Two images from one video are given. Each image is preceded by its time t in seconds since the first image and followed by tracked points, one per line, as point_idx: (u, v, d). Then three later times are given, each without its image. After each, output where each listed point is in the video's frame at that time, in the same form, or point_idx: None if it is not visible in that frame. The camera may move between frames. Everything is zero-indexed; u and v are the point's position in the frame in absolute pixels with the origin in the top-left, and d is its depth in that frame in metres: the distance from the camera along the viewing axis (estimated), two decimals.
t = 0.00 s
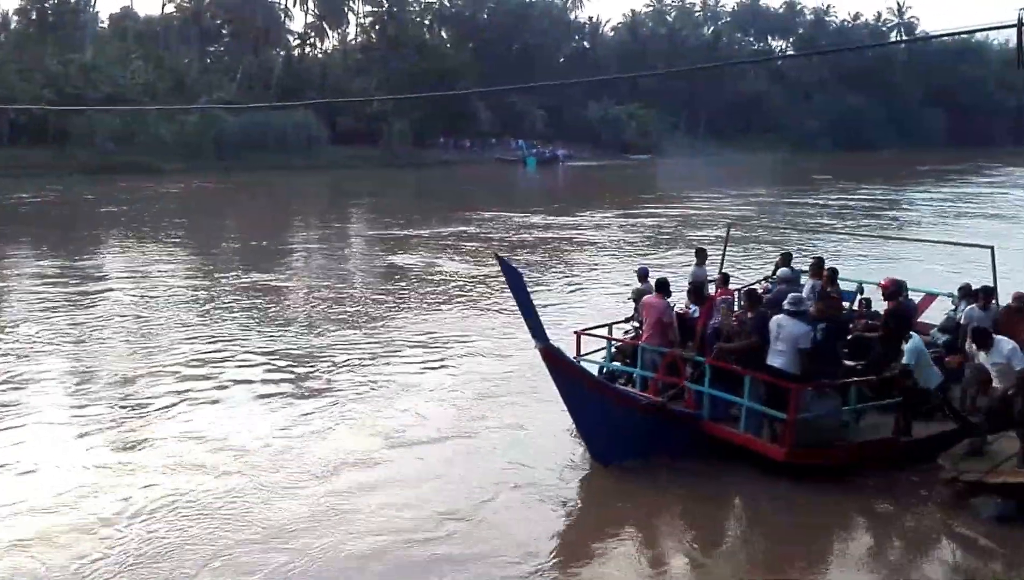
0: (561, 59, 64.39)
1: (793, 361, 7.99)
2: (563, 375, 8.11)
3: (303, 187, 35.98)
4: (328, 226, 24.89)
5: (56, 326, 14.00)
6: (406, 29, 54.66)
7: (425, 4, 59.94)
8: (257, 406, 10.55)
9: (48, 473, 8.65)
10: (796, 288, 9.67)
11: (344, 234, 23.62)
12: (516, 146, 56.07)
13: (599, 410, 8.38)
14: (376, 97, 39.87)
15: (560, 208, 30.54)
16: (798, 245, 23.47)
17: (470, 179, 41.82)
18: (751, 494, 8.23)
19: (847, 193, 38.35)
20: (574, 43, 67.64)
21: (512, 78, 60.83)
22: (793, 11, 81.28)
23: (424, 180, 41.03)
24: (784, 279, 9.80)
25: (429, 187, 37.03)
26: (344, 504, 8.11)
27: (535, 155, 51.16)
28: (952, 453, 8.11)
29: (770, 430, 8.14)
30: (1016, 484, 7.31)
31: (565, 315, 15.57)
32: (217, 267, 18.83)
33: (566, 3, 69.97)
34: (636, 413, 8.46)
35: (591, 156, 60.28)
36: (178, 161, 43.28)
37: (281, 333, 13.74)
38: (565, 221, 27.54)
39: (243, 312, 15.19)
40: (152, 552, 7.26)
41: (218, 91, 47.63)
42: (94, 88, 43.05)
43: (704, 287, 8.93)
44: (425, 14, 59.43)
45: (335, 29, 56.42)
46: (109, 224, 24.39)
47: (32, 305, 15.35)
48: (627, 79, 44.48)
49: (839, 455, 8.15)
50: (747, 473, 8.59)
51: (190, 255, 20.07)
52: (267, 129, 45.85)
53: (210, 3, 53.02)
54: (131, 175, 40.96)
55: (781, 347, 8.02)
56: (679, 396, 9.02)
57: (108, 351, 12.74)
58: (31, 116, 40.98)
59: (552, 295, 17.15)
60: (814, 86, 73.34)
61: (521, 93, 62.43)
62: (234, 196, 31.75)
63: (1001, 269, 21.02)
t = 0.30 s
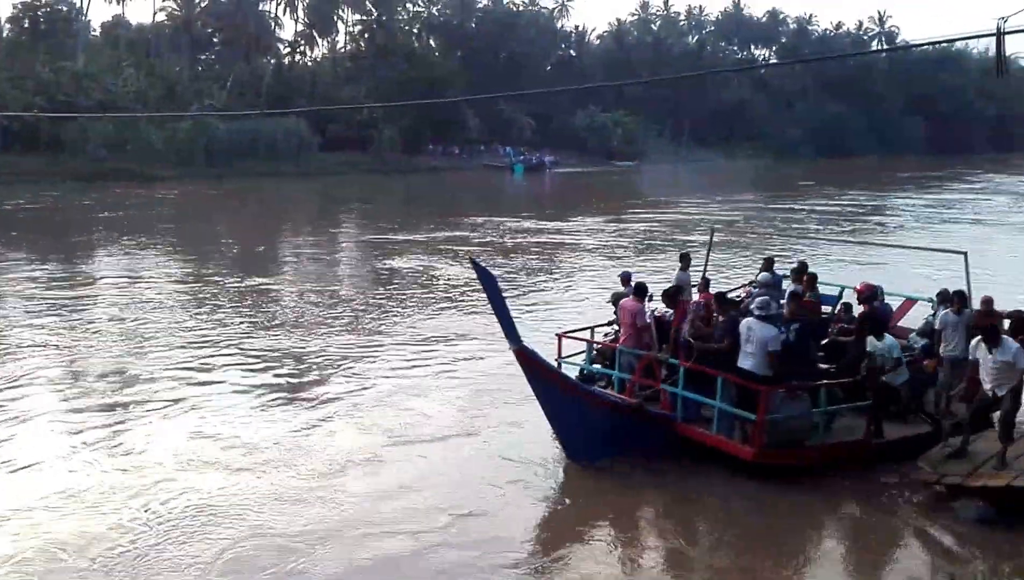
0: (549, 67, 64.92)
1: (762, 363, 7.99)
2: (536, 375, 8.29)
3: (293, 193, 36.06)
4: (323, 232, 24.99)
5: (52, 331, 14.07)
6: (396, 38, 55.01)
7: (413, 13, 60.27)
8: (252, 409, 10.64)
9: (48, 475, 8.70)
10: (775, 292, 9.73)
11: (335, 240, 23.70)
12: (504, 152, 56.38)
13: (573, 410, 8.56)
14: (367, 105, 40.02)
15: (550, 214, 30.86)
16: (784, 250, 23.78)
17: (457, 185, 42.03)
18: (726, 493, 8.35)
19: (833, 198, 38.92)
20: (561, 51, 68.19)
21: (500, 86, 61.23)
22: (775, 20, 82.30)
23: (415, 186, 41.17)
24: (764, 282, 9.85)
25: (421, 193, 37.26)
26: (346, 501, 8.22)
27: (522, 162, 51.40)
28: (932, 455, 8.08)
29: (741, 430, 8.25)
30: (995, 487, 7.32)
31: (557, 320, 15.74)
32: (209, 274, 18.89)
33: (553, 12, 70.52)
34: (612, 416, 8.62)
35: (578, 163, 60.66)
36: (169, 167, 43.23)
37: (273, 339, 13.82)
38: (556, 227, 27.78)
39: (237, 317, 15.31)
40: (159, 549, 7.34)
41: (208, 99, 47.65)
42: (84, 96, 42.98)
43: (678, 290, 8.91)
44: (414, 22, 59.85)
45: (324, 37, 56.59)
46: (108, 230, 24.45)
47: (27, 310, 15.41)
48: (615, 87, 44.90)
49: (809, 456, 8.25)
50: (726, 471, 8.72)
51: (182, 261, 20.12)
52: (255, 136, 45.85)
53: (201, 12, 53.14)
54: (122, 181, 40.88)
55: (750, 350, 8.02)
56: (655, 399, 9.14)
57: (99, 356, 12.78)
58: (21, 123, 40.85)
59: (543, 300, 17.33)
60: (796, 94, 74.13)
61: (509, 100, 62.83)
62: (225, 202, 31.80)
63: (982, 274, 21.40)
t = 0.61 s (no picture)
0: (540, 74, 65.17)
1: (737, 366, 8.13)
2: (517, 377, 8.45)
3: (285, 199, 36.11)
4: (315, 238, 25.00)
5: (49, 335, 14.16)
6: (388, 45, 55.16)
7: (406, 21, 60.42)
8: (247, 413, 10.72)
9: (48, 480, 8.76)
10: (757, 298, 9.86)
11: (326, 245, 23.72)
12: (495, 159, 56.47)
13: (554, 411, 8.71)
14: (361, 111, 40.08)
15: (541, 219, 31.00)
16: (775, 255, 24.01)
17: (448, 191, 42.22)
18: (702, 495, 8.44)
19: (822, 204, 39.25)
20: (552, 58, 68.42)
21: (491, 93, 61.42)
22: (764, 28, 82.75)
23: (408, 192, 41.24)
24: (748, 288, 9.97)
25: (413, 199, 37.38)
26: (345, 504, 8.30)
27: (513, 167, 51.46)
28: (920, 455, 8.18)
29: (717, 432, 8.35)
30: (978, 490, 7.42)
31: (550, 325, 15.87)
32: (203, 278, 18.94)
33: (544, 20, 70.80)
34: (587, 414, 8.76)
35: (569, 170, 60.84)
36: (164, 172, 43.26)
37: (266, 344, 13.87)
38: (547, 233, 27.90)
39: (234, 320, 15.45)
40: (164, 550, 7.45)
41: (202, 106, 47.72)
42: (79, 102, 43.00)
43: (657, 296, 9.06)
44: (406, 30, 60.05)
45: (317, 45, 56.66)
46: (104, 236, 24.48)
47: (24, 315, 15.49)
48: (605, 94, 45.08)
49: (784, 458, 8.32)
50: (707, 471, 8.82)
51: (176, 267, 20.14)
52: (248, 142, 45.86)
53: (194, 20, 53.19)
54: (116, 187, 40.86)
55: (726, 353, 8.17)
56: (637, 401, 9.24)
57: (94, 362, 12.81)
58: (16, 129, 40.82)
59: (536, 305, 17.47)
60: (784, 101, 74.55)
61: (501, 106, 62.99)
62: (217, 208, 31.76)
63: (968, 280, 21.68)
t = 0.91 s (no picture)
0: (532, 80, 65.40)
1: (715, 369, 8.22)
2: (497, 380, 8.52)
3: (280, 203, 36.18)
4: (309, 242, 25.07)
5: (43, 341, 14.21)
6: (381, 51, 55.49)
7: (399, 28, 60.56)
8: (242, 419, 10.78)
9: (47, 485, 8.78)
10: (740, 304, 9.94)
11: (319, 250, 23.78)
12: (488, 164, 56.60)
13: (534, 414, 8.78)
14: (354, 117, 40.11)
15: (534, 224, 31.14)
16: (769, 260, 24.24)
17: (441, 196, 42.40)
18: (682, 497, 8.52)
19: (814, 209, 39.55)
20: (544, 65, 68.65)
21: (485, 99, 61.78)
22: (754, 35, 83.22)
23: (401, 197, 41.32)
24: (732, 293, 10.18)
25: (405, 204, 37.48)
26: (349, 507, 8.42)
27: (506, 172, 51.59)
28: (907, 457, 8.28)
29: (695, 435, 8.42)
30: (965, 489, 7.53)
31: (543, 329, 16.00)
32: (198, 283, 19.00)
33: (536, 27, 71.04)
34: (567, 417, 8.83)
35: (562, 175, 61.04)
36: (158, 177, 43.24)
37: (260, 349, 13.88)
38: (539, 238, 28.05)
39: (227, 324, 15.52)
40: (170, 553, 7.51)
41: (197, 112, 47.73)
42: (74, 108, 42.97)
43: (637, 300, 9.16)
44: (399, 37, 60.30)
45: (311, 51, 56.68)
46: (102, 240, 24.51)
47: (17, 320, 15.51)
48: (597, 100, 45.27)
49: (761, 462, 8.37)
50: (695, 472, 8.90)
51: (169, 272, 20.11)
52: (242, 148, 45.91)
53: (188, 26, 53.22)
54: (112, 192, 40.83)
55: (705, 357, 8.25)
56: (619, 404, 9.32)
57: (87, 368, 12.79)
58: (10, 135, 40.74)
59: (528, 310, 17.60)
60: (773, 107, 74.91)
61: (493, 113, 63.15)
62: (209, 213, 31.79)
63: (955, 284, 21.95)
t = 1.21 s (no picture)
0: (525, 86, 65.55)
1: (696, 373, 8.31)
2: (481, 383, 8.59)
3: (276, 208, 36.24)
4: (305, 247, 25.09)
5: (40, 345, 14.24)
6: (374, 57, 55.68)
7: (393, 34, 60.61)
8: (236, 423, 10.81)
9: (45, 490, 8.76)
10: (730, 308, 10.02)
11: (314, 255, 23.77)
12: (481, 169, 56.73)
13: (517, 416, 8.86)
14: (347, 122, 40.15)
15: (528, 229, 31.22)
16: (763, 264, 24.37)
17: (434, 201, 42.51)
18: (663, 500, 8.56)
19: (807, 213, 39.70)
20: (537, 71, 68.79)
21: (478, 105, 61.87)
22: (746, 41, 83.55)
23: (394, 202, 41.39)
24: (719, 298, 10.35)
25: (399, 208, 37.55)
26: (353, 507, 8.52)
27: (499, 178, 51.68)
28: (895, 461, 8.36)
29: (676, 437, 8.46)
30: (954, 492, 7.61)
31: (536, 333, 16.06)
32: (194, 287, 19.06)
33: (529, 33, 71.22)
34: (550, 419, 8.89)
35: (555, 180, 61.15)
36: (154, 183, 43.24)
37: (251, 354, 13.90)
38: (532, 242, 28.15)
39: (223, 329, 15.58)
40: (173, 553, 7.56)
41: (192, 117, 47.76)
42: (70, 113, 42.99)
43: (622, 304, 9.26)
44: (393, 42, 60.42)
45: (305, 56, 56.74)
46: (98, 245, 24.54)
47: (14, 324, 15.56)
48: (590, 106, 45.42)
49: (742, 465, 8.44)
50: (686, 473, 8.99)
51: (164, 277, 20.14)
52: (238, 153, 45.94)
53: (182, 32, 53.23)
54: (108, 198, 40.82)
55: (686, 361, 8.34)
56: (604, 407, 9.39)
57: (81, 373, 12.78)
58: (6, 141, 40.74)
59: (522, 314, 17.66)
60: (765, 113, 75.22)
61: (486, 118, 63.27)
62: (204, 217, 31.80)
63: (944, 287, 22.12)
